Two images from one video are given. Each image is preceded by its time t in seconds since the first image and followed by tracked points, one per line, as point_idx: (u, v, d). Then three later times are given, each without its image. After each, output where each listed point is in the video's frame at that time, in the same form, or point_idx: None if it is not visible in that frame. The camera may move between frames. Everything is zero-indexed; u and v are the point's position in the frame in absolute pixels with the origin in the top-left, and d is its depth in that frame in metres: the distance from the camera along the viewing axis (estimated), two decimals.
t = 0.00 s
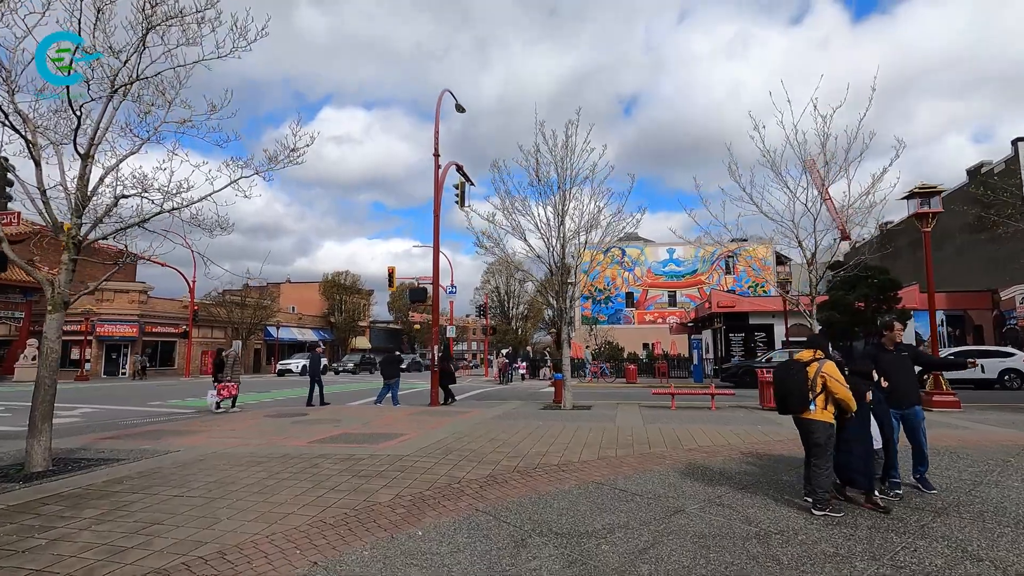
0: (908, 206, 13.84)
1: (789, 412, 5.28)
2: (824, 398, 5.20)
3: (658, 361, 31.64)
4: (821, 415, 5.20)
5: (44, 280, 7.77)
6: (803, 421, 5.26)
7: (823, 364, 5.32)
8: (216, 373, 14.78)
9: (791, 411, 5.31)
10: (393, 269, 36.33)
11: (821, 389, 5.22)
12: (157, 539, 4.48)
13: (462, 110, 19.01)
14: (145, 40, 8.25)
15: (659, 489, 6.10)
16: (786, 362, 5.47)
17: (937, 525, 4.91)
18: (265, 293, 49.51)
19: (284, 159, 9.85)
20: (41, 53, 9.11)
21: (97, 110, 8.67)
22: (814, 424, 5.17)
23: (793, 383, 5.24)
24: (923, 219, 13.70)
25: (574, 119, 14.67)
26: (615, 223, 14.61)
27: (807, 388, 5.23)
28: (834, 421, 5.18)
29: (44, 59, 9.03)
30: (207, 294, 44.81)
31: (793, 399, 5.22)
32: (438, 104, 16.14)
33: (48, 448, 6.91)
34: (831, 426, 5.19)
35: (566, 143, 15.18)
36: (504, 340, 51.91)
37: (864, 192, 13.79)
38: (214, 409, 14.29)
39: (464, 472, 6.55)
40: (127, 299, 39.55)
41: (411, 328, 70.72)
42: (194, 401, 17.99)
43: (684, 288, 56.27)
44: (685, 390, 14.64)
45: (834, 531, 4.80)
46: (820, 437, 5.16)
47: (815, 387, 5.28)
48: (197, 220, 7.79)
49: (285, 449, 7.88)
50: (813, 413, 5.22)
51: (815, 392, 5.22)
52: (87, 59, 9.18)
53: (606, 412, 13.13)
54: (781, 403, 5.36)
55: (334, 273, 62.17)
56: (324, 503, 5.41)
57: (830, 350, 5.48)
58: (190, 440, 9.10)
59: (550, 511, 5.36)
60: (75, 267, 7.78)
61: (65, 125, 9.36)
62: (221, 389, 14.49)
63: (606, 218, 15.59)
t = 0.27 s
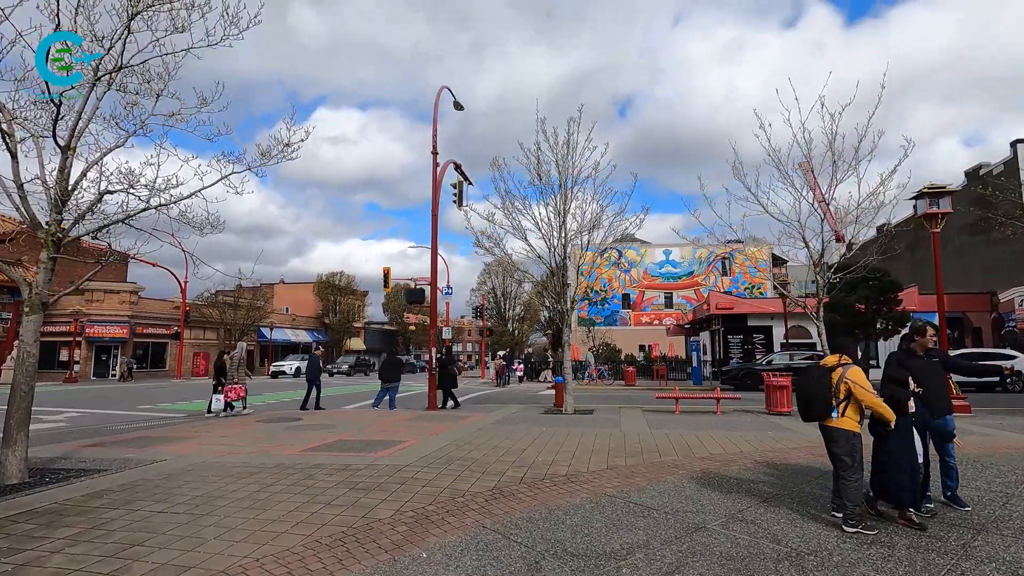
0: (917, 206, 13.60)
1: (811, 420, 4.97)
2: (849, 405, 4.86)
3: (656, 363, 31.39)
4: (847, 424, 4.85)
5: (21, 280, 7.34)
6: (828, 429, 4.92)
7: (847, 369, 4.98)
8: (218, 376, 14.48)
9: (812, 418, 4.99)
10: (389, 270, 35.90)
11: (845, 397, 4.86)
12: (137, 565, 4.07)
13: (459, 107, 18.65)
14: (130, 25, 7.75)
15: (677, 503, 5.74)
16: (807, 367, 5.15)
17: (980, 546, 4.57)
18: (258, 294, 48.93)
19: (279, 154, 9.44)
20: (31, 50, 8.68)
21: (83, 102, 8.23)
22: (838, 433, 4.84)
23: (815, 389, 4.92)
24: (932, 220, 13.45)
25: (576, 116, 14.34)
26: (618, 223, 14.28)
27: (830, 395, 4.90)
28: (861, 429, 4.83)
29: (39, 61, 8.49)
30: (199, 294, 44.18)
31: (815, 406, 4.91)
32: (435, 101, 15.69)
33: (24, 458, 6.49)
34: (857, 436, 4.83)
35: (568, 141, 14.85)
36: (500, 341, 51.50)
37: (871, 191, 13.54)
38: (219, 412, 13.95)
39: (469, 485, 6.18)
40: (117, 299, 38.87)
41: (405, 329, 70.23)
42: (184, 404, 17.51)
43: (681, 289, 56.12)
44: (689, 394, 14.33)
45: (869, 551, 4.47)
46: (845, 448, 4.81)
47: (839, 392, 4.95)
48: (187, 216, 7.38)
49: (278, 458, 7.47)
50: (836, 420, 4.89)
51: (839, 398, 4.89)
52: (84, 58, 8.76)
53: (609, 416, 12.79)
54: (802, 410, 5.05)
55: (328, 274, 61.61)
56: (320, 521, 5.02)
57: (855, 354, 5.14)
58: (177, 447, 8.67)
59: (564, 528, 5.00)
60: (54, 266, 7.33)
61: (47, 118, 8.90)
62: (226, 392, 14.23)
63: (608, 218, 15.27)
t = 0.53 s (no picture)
0: (923, 206, 13.40)
1: (837, 424, 4.65)
2: (878, 408, 4.54)
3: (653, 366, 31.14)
4: (878, 428, 4.53)
5: None
6: (859, 434, 4.61)
7: (874, 369, 4.65)
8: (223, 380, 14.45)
9: (838, 423, 4.68)
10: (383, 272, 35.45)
11: (875, 400, 4.54)
12: None
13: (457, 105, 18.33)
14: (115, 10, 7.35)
15: (695, 514, 5.41)
16: (830, 368, 4.83)
17: None
18: (249, 295, 48.29)
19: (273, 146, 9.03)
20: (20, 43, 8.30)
21: (66, 93, 7.81)
22: (867, 438, 4.53)
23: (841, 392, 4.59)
24: (938, 220, 13.26)
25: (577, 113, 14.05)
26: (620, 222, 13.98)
27: (856, 397, 4.59)
28: (893, 434, 4.51)
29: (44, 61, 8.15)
30: (189, 296, 43.51)
31: (841, 409, 4.59)
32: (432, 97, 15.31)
33: None
34: (889, 441, 4.51)
35: (568, 138, 14.55)
36: (494, 344, 51.11)
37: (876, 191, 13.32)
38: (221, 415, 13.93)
39: (474, 495, 5.82)
40: (104, 301, 38.17)
41: (399, 331, 69.68)
42: (171, 408, 17.01)
43: (676, 291, 55.99)
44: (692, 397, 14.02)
45: (909, 568, 4.15)
46: (879, 453, 4.49)
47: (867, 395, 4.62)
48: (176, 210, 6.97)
49: (269, 467, 7.06)
50: (863, 424, 4.58)
51: (866, 401, 4.57)
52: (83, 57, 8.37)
53: (611, 420, 12.45)
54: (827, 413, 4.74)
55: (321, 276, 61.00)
56: (316, 537, 4.64)
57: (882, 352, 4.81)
58: (163, 454, 8.23)
59: (579, 544, 4.64)
60: (30, 263, 6.91)
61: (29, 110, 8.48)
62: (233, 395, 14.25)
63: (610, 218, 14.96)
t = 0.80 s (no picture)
0: (934, 207, 13.14)
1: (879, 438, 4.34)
2: (925, 420, 4.22)
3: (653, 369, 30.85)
4: (925, 443, 4.21)
5: None
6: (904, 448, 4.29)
7: (920, 378, 4.34)
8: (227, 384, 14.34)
9: (880, 435, 4.36)
10: (380, 273, 35.08)
11: (922, 412, 4.23)
12: None
13: (456, 103, 18.00)
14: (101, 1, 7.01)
15: (718, 532, 5.07)
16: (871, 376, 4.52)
17: None
18: (245, 298, 47.82)
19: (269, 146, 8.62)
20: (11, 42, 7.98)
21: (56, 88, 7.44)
22: (912, 452, 4.23)
23: (885, 404, 4.26)
24: (950, 221, 13.00)
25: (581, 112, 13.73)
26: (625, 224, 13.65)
27: (902, 410, 4.26)
28: (943, 450, 4.18)
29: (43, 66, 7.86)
30: (183, 298, 43.03)
31: (884, 423, 4.27)
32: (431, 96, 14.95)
33: None
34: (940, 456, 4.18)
35: (571, 138, 14.23)
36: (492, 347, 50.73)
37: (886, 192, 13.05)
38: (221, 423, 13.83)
39: (481, 511, 5.47)
40: (97, 303, 37.66)
41: (396, 334, 69.23)
42: (163, 414, 16.59)
43: (674, 294, 55.77)
44: (698, 402, 13.69)
45: None
46: (927, 469, 4.17)
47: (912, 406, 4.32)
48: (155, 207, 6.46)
49: (264, 479, 6.71)
50: (909, 438, 4.27)
51: (912, 413, 4.25)
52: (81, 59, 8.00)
53: (616, 427, 12.11)
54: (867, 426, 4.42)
55: (317, 278, 60.56)
56: (314, 561, 4.29)
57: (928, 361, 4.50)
58: (151, 465, 7.87)
59: (598, 568, 4.30)
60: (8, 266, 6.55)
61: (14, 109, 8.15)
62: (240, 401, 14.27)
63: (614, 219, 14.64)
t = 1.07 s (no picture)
0: (947, 206, 12.84)
1: (932, 445, 4.02)
2: (987, 429, 3.92)
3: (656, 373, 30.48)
4: (983, 453, 3.90)
5: None
6: (958, 457, 3.97)
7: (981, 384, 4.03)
8: (235, 387, 14.05)
9: (933, 443, 4.04)
10: (380, 276, 34.76)
11: (983, 419, 3.92)
12: None
13: (457, 103, 17.73)
14: None
15: (742, 547, 4.73)
16: (926, 378, 4.21)
17: None
18: (243, 301, 47.48)
19: (268, 145, 8.43)
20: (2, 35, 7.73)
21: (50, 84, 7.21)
22: (968, 462, 3.92)
23: (943, 407, 3.94)
24: (963, 220, 12.70)
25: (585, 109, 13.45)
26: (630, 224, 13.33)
27: (960, 415, 3.95)
28: (1004, 461, 3.88)
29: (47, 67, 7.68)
30: (181, 302, 42.70)
31: (942, 429, 3.95)
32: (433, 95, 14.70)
33: None
34: (998, 468, 3.88)
35: (575, 137, 13.94)
36: (493, 350, 50.36)
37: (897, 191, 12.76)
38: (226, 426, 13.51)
39: (486, 524, 5.12)
40: (95, 306, 37.33)
41: (395, 338, 68.84)
42: (157, 420, 16.20)
43: (675, 297, 55.43)
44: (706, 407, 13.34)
45: None
46: (984, 480, 3.86)
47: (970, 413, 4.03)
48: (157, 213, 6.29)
49: (256, 489, 6.36)
50: (968, 448, 3.95)
51: (972, 420, 3.95)
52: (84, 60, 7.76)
53: (622, 432, 11.76)
54: (918, 432, 4.11)
55: (317, 281, 60.24)
56: None
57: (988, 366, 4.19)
58: (140, 473, 7.52)
59: None
60: None
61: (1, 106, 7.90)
62: (250, 404, 14.03)
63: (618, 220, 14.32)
